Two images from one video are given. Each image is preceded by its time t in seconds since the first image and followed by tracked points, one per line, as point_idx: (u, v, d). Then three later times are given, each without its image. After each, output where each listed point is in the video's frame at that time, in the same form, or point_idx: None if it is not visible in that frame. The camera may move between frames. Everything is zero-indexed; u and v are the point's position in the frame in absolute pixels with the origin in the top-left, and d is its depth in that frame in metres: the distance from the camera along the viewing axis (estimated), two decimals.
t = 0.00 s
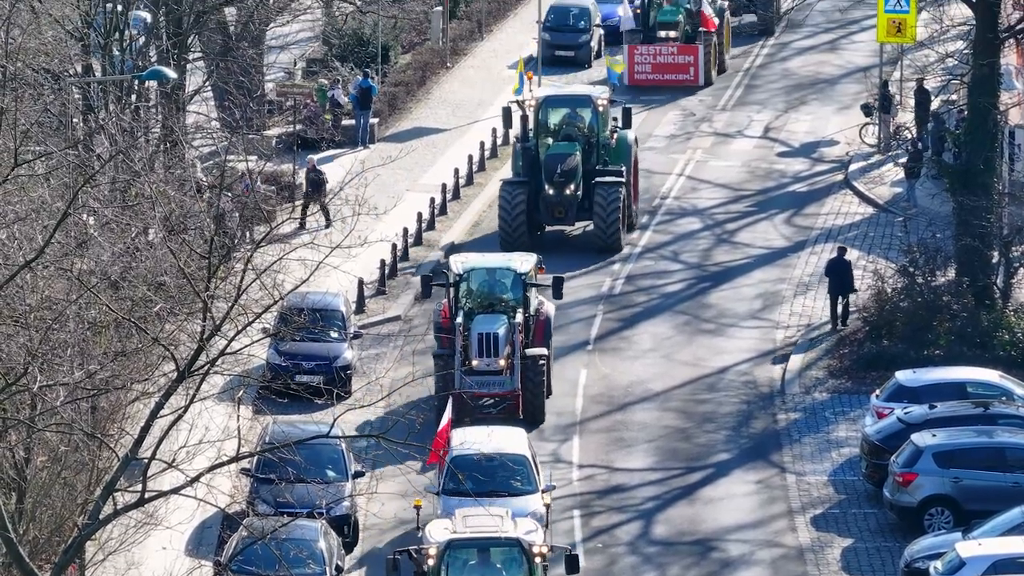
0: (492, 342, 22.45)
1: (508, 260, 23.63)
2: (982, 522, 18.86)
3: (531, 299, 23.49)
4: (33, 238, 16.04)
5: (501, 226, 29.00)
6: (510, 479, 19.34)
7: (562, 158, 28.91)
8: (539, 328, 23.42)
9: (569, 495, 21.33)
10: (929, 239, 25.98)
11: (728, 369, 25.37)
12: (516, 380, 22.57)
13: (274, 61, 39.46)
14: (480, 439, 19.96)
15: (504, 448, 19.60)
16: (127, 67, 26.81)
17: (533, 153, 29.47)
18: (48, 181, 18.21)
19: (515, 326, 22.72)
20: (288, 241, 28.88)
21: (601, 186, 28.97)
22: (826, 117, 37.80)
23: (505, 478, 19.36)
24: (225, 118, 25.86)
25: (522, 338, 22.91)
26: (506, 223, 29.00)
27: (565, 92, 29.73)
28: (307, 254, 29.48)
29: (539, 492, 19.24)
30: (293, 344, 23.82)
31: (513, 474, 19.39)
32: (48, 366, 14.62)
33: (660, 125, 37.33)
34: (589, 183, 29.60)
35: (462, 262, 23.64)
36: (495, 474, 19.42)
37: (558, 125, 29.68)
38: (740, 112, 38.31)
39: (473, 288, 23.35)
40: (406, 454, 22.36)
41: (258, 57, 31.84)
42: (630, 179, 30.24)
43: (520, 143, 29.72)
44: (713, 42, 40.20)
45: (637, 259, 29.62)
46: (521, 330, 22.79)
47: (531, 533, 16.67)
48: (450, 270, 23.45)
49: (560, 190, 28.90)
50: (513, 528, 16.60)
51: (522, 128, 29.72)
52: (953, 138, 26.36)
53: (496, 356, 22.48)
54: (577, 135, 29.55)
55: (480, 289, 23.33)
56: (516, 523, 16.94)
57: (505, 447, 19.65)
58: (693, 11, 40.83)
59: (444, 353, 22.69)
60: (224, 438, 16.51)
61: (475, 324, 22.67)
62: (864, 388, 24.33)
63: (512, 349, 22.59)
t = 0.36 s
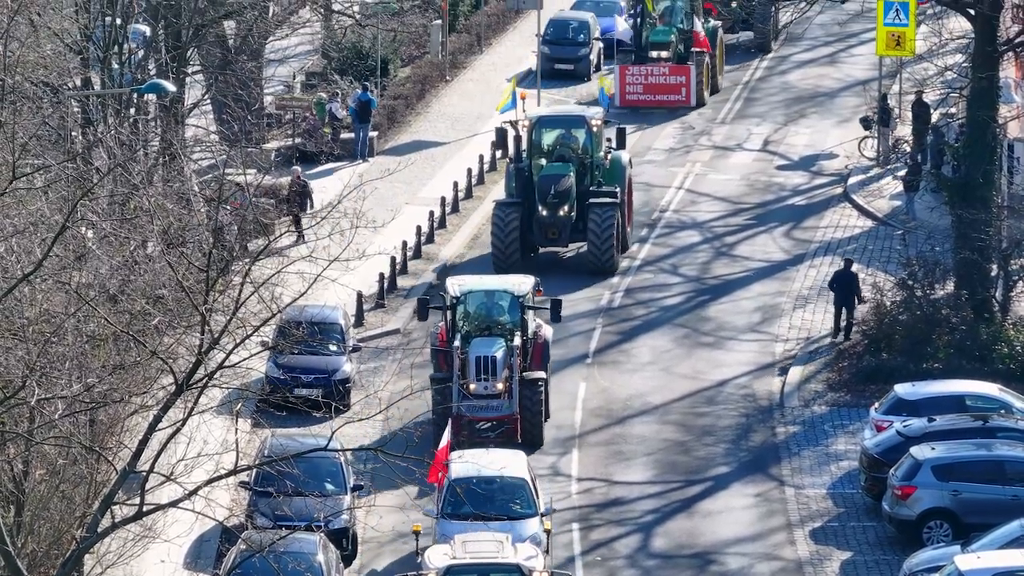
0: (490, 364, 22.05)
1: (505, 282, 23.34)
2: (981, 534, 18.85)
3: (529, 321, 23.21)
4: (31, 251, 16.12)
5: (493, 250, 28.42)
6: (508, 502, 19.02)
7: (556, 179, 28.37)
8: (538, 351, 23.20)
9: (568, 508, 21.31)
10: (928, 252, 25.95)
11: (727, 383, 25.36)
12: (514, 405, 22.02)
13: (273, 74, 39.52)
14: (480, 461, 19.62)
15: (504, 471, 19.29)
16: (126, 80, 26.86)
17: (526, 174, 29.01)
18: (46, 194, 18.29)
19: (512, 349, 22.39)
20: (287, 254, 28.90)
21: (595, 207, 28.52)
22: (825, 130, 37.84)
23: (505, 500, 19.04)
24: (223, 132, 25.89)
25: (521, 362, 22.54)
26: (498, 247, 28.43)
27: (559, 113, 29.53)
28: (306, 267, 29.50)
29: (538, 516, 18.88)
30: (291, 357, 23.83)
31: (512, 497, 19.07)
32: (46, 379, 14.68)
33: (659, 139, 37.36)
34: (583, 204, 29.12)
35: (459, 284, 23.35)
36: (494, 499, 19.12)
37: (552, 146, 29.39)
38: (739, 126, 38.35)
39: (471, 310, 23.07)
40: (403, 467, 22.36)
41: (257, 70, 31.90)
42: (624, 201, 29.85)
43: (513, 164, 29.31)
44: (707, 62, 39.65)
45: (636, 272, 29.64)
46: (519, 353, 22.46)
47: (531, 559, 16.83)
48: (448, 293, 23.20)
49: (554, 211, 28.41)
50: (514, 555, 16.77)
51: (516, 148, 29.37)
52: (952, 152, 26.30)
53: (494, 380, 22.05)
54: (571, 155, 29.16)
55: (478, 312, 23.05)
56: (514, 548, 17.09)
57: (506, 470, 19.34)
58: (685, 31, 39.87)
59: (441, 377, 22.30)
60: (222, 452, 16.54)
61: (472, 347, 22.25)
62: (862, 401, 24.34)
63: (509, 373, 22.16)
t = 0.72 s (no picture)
0: (487, 387, 21.77)
1: (501, 304, 22.87)
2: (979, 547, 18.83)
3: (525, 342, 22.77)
4: (29, 264, 16.16)
5: (486, 270, 28.23)
6: (506, 526, 18.94)
7: (549, 199, 28.22)
8: (534, 372, 22.74)
9: (566, 521, 21.28)
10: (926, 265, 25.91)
11: (725, 396, 25.36)
12: (511, 427, 21.85)
13: (272, 88, 39.58)
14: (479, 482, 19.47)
15: (503, 493, 19.18)
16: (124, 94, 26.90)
17: (519, 194, 28.75)
18: (44, 207, 18.33)
19: (509, 372, 22.02)
20: (285, 267, 28.92)
21: (589, 228, 28.33)
22: (823, 143, 37.89)
23: (503, 524, 18.96)
24: (221, 145, 25.91)
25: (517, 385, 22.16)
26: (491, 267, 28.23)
27: (552, 133, 29.21)
28: (304, 280, 29.53)
29: (536, 540, 18.84)
30: (289, 371, 23.82)
31: (511, 520, 18.99)
32: (44, 392, 14.70)
33: (657, 152, 37.39)
34: (577, 225, 28.93)
35: (454, 306, 22.90)
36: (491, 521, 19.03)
37: (545, 166, 29.08)
38: (737, 138, 38.38)
39: (467, 332, 22.59)
40: (401, 480, 22.36)
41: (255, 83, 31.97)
42: (618, 221, 29.57)
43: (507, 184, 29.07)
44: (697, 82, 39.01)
45: (634, 284, 29.65)
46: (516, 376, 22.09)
47: None
48: (443, 314, 22.73)
49: (548, 231, 28.20)
50: None
51: (509, 168, 29.12)
52: (950, 164, 26.25)
53: (491, 403, 21.78)
54: (564, 175, 28.90)
55: (474, 334, 22.58)
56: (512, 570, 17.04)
57: (504, 492, 19.21)
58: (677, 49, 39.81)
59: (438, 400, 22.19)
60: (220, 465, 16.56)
61: (469, 370, 21.98)
62: (860, 414, 24.34)
63: (506, 396, 21.87)
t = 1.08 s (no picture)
0: (483, 411, 21.36)
1: (497, 326, 22.53)
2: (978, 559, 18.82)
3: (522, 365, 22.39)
4: (27, 277, 16.19)
5: (478, 291, 27.83)
6: (505, 549, 18.57)
7: (542, 220, 27.69)
8: (531, 398, 22.15)
9: (563, 534, 21.24)
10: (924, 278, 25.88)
11: (723, 409, 25.35)
12: (508, 451, 21.44)
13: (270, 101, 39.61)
14: (480, 507, 19.13)
15: (503, 517, 18.82)
16: (122, 107, 26.89)
17: (512, 215, 28.35)
18: (41, 221, 18.36)
19: (505, 394, 21.59)
20: (282, 281, 28.92)
21: (582, 249, 27.86)
22: (821, 156, 37.92)
23: (501, 549, 18.57)
24: (219, 158, 25.90)
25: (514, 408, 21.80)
26: (484, 288, 27.82)
27: (544, 154, 28.80)
28: (302, 294, 29.56)
29: (534, 564, 18.47)
30: (286, 384, 23.80)
31: (509, 544, 18.62)
32: (41, 405, 14.73)
33: (655, 165, 37.42)
34: (570, 245, 28.42)
35: (450, 328, 22.57)
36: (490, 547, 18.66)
37: (538, 187, 28.65)
38: (735, 151, 38.41)
39: (462, 354, 22.21)
40: (399, 494, 22.34)
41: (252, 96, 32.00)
42: (611, 243, 29.15)
43: (498, 205, 28.63)
44: (689, 102, 38.42)
45: (632, 297, 29.66)
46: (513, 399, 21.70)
47: None
48: (439, 336, 22.40)
49: (541, 253, 27.74)
50: None
51: (501, 188, 28.69)
52: (948, 177, 26.17)
53: (487, 427, 21.38)
54: (557, 196, 28.43)
55: (470, 357, 22.20)
56: None
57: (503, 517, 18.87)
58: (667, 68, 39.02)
59: (433, 424, 21.60)
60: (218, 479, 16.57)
61: (465, 394, 21.56)
62: (858, 427, 24.33)
63: (503, 419, 21.47)
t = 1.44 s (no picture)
0: (479, 435, 21.10)
1: (492, 350, 22.31)
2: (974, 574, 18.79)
3: (517, 389, 22.14)
4: (23, 293, 16.21)
5: (470, 312, 27.60)
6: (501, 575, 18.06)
7: (534, 243, 27.49)
8: (526, 422, 21.92)
9: (559, 549, 21.21)
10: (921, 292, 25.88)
11: (719, 423, 25.33)
12: (503, 475, 21.21)
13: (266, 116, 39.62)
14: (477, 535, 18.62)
15: (500, 544, 18.33)
16: (117, 121, 26.86)
17: (503, 237, 28.04)
18: (37, 236, 18.36)
19: (501, 419, 21.35)
20: (278, 295, 28.90)
21: (575, 271, 27.59)
22: (818, 170, 37.96)
23: (497, 573, 18.06)
24: (214, 173, 25.86)
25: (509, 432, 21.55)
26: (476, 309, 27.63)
27: (536, 175, 28.49)
28: (298, 308, 29.56)
29: None
30: (282, 400, 23.77)
31: (505, 570, 18.11)
32: (37, 421, 14.73)
33: (651, 179, 37.46)
34: (562, 268, 28.16)
35: (445, 352, 22.33)
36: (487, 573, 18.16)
37: (529, 209, 28.32)
38: (731, 166, 38.45)
39: (457, 379, 21.97)
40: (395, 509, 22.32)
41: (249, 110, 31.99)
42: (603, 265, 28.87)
43: (490, 227, 28.35)
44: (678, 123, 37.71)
45: (628, 312, 29.66)
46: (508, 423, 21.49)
47: None
48: (434, 360, 22.15)
49: (533, 275, 27.51)
50: None
51: (492, 210, 28.39)
52: (944, 191, 26.08)
53: (482, 451, 21.15)
54: (549, 219, 28.15)
55: (465, 381, 21.97)
56: None
57: (500, 543, 18.38)
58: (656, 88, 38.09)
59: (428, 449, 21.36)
60: (214, 495, 16.53)
61: (460, 417, 21.28)
62: (854, 441, 24.33)
63: (498, 443, 21.23)
